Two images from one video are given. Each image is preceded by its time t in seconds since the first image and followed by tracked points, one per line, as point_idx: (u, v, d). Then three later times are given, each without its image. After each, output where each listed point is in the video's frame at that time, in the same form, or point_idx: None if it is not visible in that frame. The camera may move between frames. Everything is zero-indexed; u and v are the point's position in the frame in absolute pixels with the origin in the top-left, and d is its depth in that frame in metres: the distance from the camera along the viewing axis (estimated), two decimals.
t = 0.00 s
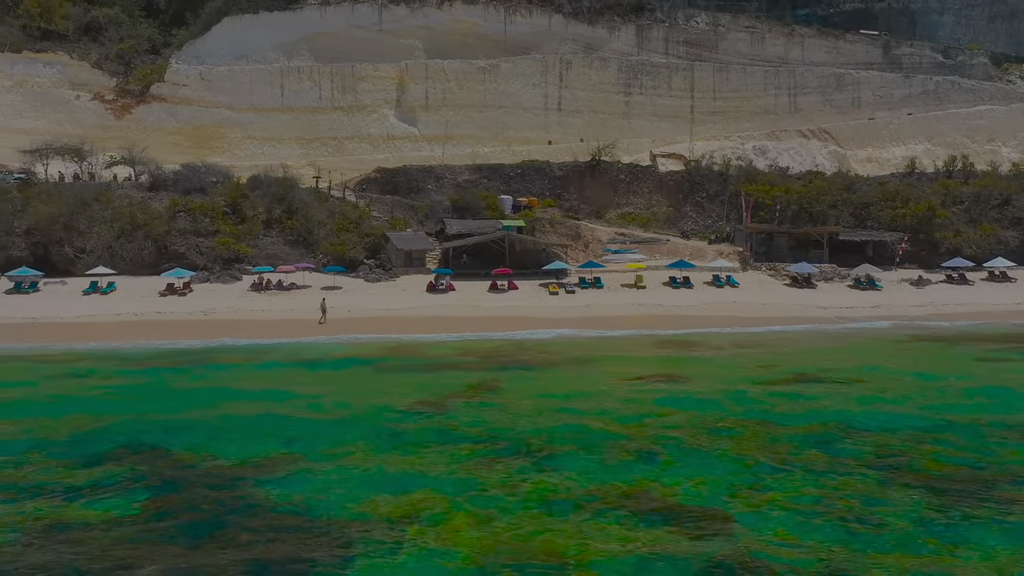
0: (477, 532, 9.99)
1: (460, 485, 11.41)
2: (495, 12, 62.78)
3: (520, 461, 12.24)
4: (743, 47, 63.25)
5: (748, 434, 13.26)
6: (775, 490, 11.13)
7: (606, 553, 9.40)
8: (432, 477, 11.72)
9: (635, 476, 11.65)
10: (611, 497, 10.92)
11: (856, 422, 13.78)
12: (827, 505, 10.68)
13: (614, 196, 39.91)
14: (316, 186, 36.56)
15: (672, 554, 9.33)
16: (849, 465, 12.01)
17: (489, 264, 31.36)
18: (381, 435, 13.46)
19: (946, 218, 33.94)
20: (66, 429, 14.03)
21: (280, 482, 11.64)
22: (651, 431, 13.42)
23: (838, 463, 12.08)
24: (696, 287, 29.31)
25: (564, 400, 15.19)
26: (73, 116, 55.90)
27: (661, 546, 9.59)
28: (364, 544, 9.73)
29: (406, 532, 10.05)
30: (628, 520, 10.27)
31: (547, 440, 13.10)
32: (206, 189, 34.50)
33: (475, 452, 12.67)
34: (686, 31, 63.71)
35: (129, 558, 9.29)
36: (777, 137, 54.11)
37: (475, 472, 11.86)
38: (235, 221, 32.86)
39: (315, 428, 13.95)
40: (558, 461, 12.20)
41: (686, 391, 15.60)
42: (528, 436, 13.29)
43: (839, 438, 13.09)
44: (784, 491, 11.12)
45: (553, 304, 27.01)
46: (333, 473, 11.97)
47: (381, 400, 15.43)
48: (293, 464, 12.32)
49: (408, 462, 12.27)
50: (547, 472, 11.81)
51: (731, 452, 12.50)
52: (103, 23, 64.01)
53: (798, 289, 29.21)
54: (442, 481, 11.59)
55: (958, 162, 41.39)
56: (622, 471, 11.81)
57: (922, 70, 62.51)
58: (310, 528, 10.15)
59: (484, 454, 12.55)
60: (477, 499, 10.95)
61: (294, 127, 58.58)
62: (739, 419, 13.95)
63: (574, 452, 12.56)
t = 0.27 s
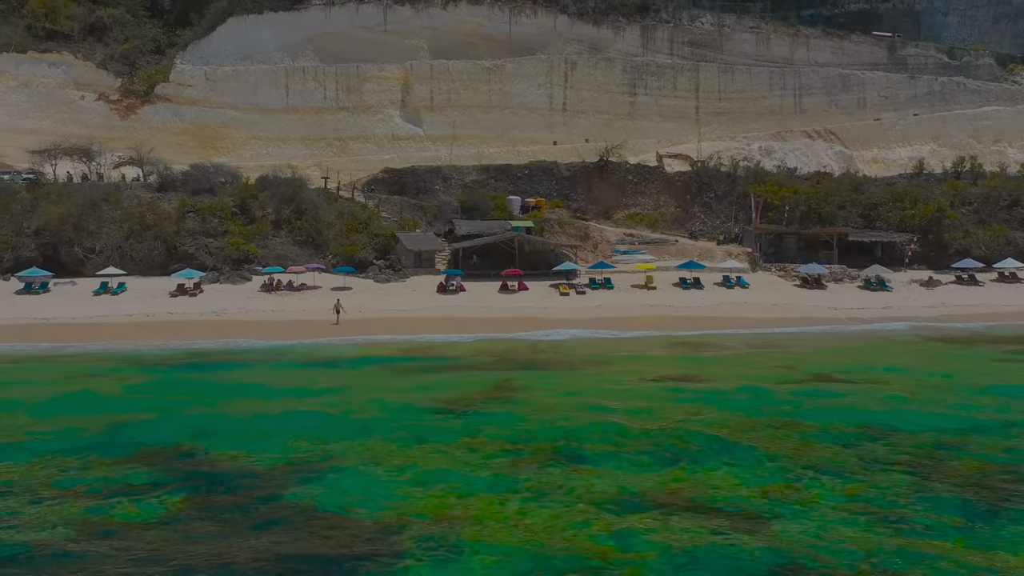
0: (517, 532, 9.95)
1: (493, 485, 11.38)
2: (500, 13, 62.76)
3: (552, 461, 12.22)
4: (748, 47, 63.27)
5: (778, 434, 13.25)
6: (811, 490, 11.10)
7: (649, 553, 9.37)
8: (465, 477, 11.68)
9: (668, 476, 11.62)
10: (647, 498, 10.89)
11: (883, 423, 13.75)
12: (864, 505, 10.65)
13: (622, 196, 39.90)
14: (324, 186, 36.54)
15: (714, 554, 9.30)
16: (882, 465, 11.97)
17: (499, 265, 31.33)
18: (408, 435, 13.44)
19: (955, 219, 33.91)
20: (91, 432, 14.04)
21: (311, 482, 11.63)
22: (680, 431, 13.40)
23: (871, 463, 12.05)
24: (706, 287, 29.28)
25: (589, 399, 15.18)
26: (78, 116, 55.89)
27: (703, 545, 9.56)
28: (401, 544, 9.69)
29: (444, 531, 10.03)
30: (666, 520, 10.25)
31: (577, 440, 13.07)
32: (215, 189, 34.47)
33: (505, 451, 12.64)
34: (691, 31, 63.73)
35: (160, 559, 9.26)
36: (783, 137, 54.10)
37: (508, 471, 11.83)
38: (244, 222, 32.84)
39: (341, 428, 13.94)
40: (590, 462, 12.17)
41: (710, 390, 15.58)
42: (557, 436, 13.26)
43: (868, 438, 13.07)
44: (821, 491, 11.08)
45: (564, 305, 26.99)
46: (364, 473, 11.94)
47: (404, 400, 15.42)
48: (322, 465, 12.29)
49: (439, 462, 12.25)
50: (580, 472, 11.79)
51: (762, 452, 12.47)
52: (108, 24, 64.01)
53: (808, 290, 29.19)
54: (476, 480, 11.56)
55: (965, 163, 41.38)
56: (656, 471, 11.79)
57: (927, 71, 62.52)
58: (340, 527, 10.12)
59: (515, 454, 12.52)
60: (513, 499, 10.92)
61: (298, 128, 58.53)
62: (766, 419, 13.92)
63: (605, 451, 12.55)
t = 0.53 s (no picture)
0: (557, 534, 10.01)
1: (528, 488, 11.44)
2: (505, 13, 62.73)
3: (583, 464, 12.28)
4: (753, 48, 63.26)
5: (805, 438, 13.33)
6: (845, 493, 11.17)
7: (691, 554, 9.44)
8: (500, 481, 11.73)
9: (701, 480, 11.66)
10: (683, 501, 10.94)
11: (908, 426, 13.83)
12: (900, 508, 10.73)
13: (630, 197, 39.89)
14: (333, 187, 36.53)
15: (756, 557, 9.35)
16: (911, 469, 12.06)
17: (509, 266, 31.31)
18: (437, 438, 13.48)
19: (965, 220, 33.88)
20: (117, 434, 14.04)
21: (343, 486, 11.65)
22: (708, 435, 13.45)
23: (902, 466, 12.14)
24: (717, 288, 29.26)
25: (611, 404, 15.25)
26: (83, 117, 55.88)
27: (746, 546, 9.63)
28: (442, 548, 9.70)
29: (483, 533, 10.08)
30: (704, 521, 10.31)
31: (606, 443, 13.13)
32: (223, 190, 34.44)
33: (536, 455, 12.71)
34: (696, 32, 63.72)
35: (196, 562, 9.28)
36: (789, 138, 54.07)
37: (541, 475, 11.88)
38: (253, 222, 32.81)
39: (367, 432, 13.98)
40: (620, 465, 12.22)
41: (733, 394, 15.65)
42: (586, 439, 13.33)
43: (895, 442, 13.15)
44: (854, 493, 11.17)
45: (575, 306, 26.95)
46: (395, 476, 11.99)
47: (427, 404, 15.49)
48: (352, 469, 12.31)
49: (471, 467, 12.28)
50: (613, 476, 11.82)
51: (793, 456, 12.52)
52: (113, 24, 63.99)
53: (819, 291, 29.18)
54: (510, 483, 11.62)
55: (973, 164, 41.37)
56: (689, 475, 11.84)
57: (932, 71, 62.54)
58: (373, 532, 10.12)
59: (547, 458, 12.58)
60: (550, 503, 10.94)
61: (303, 128, 58.49)
62: (792, 423, 14.00)
63: (635, 455, 12.61)
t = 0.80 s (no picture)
0: (592, 534, 10.13)
1: (561, 487, 11.57)
2: (509, 13, 62.71)
3: (613, 462, 12.42)
4: (757, 48, 63.26)
5: (828, 436, 13.47)
6: (875, 492, 11.32)
7: (731, 555, 9.59)
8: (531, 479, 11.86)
9: (728, 479, 11.77)
10: (713, 500, 11.06)
11: (929, 426, 13.96)
12: (930, 507, 10.87)
13: (636, 197, 39.89)
14: (341, 187, 36.52)
15: (790, 558, 9.47)
16: (936, 467, 12.23)
17: (517, 266, 31.29)
18: (462, 439, 13.58)
19: (973, 221, 33.83)
20: (142, 434, 14.08)
21: (374, 486, 11.74)
22: (732, 433, 13.58)
23: (927, 464, 12.29)
24: (726, 289, 29.25)
25: (632, 402, 15.37)
26: (87, 117, 55.86)
27: (786, 547, 9.78)
28: (481, 549, 9.82)
29: (523, 533, 10.22)
30: (741, 522, 10.45)
31: (631, 442, 13.24)
32: (231, 191, 34.42)
33: (564, 453, 12.84)
34: (701, 32, 63.72)
35: (226, 568, 9.30)
36: (794, 138, 54.04)
37: (569, 474, 12.00)
38: (261, 223, 32.79)
39: (392, 431, 14.09)
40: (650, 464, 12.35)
41: (752, 392, 15.78)
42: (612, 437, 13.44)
43: (918, 440, 13.31)
44: (884, 493, 11.31)
45: (585, 307, 26.93)
46: (426, 475, 12.10)
47: (448, 403, 15.60)
48: (379, 469, 12.38)
49: (501, 466, 12.40)
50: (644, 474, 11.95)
51: (817, 455, 12.63)
52: (117, 24, 63.96)
53: (828, 292, 29.16)
54: (542, 482, 11.75)
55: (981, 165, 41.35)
56: (719, 473, 11.97)
57: (937, 72, 62.58)
58: (403, 538, 10.11)
59: (576, 455, 12.72)
60: (585, 502, 11.06)
61: (308, 128, 58.46)
62: (814, 421, 14.14)
63: (663, 454, 12.73)
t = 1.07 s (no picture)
0: (625, 541, 10.35)
1: (597, 494, 11.77)
2: (515, 14, 62.69)
3: (646, 468, 12.63)
4: (763, 49, 63.29)
5: (854, 442, 13.67)
6: (906, 499, 11.53)
7: (773, 562, 9.79)
8: (566, 486, 12.05)
9: (756, 486, 11.94)
10: (743, 508, 11.24)
11: (951, 432, 14.10)
12: (962, 514, 11.09)
13: (644, 198, 39.89)
14: (350, 187, 36.52)
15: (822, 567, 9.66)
16: (964, 472, 12.45)
17: (526, 267, 31.27)
18: (489, 446, 13.73)
19: (982, 222, 33.77)
20: (173, 441, 14.22)
21: (409, 494, 11.88)
22: (758, 439, 13.76)
23: (955, 471, 12.50)
24: (736, 290, 29.24)
25: (656, 407, 15.56)
26: (92, 117, 55.87)
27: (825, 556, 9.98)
28: (525, 558, 9.98)
29: (565, 541, 10.42)
30: (779, 529, 10.65)
31: (658, 448, 13.40)
32: (240, 191, 34.43)
33: (596, 459, 13.04)
34: (706, 33, 63.76)
35: None
36: (799, 139, 54.04)
37: (598, 481, 12.18)
38: (270, 223, 32.78)
39: (421, 437, 14.26)
40: (683, 470, 12.55)
41: (774, 397, 15.98)
42: (641, 442, 13.64)
43: (942, 445, 13.51)
44: (916, 500, 11.53)
45: (596, 308, 26.92)
46: (461, 483, 12.29)
47: (473, 409, 15.80)
48: (411, 477, 12.51)
49: (536, 473, 12.58)
50: (677, 481, 12.16)
51: (843, 463, 12.80)
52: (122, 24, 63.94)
53: (839, 293, 29.13)
54: (577, 490, 11.95)
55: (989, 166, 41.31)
56: (752, 479, 12.18)
57: (943, 73, 62.66)
58: (439, 550, 10.16)
59: (609, 461, 12.93)
60: (622, 509, 11.27)
61: (313, 129, 58.42)
62: (839, 427, 14.35)
63: (694, 460, 12.93)
